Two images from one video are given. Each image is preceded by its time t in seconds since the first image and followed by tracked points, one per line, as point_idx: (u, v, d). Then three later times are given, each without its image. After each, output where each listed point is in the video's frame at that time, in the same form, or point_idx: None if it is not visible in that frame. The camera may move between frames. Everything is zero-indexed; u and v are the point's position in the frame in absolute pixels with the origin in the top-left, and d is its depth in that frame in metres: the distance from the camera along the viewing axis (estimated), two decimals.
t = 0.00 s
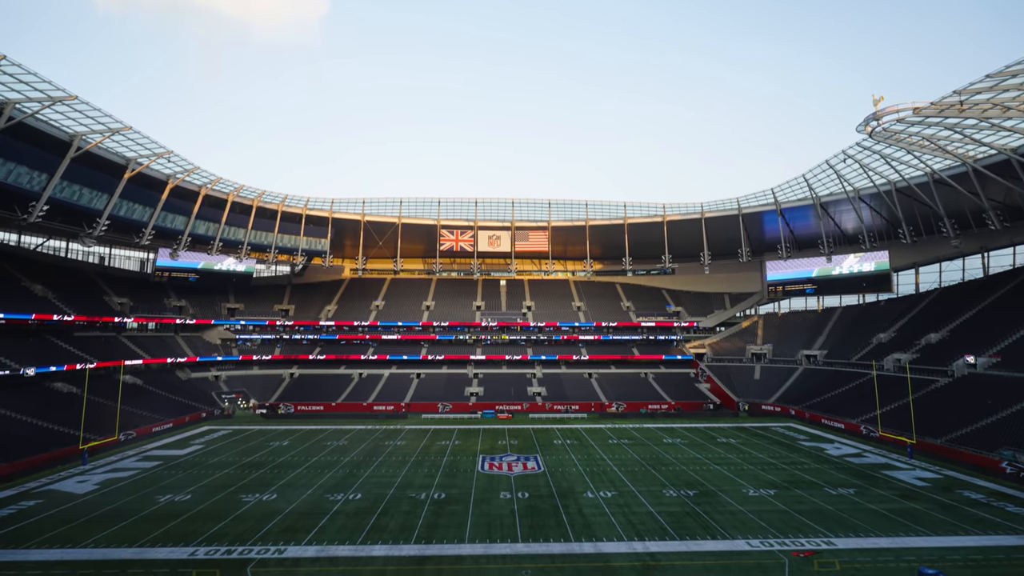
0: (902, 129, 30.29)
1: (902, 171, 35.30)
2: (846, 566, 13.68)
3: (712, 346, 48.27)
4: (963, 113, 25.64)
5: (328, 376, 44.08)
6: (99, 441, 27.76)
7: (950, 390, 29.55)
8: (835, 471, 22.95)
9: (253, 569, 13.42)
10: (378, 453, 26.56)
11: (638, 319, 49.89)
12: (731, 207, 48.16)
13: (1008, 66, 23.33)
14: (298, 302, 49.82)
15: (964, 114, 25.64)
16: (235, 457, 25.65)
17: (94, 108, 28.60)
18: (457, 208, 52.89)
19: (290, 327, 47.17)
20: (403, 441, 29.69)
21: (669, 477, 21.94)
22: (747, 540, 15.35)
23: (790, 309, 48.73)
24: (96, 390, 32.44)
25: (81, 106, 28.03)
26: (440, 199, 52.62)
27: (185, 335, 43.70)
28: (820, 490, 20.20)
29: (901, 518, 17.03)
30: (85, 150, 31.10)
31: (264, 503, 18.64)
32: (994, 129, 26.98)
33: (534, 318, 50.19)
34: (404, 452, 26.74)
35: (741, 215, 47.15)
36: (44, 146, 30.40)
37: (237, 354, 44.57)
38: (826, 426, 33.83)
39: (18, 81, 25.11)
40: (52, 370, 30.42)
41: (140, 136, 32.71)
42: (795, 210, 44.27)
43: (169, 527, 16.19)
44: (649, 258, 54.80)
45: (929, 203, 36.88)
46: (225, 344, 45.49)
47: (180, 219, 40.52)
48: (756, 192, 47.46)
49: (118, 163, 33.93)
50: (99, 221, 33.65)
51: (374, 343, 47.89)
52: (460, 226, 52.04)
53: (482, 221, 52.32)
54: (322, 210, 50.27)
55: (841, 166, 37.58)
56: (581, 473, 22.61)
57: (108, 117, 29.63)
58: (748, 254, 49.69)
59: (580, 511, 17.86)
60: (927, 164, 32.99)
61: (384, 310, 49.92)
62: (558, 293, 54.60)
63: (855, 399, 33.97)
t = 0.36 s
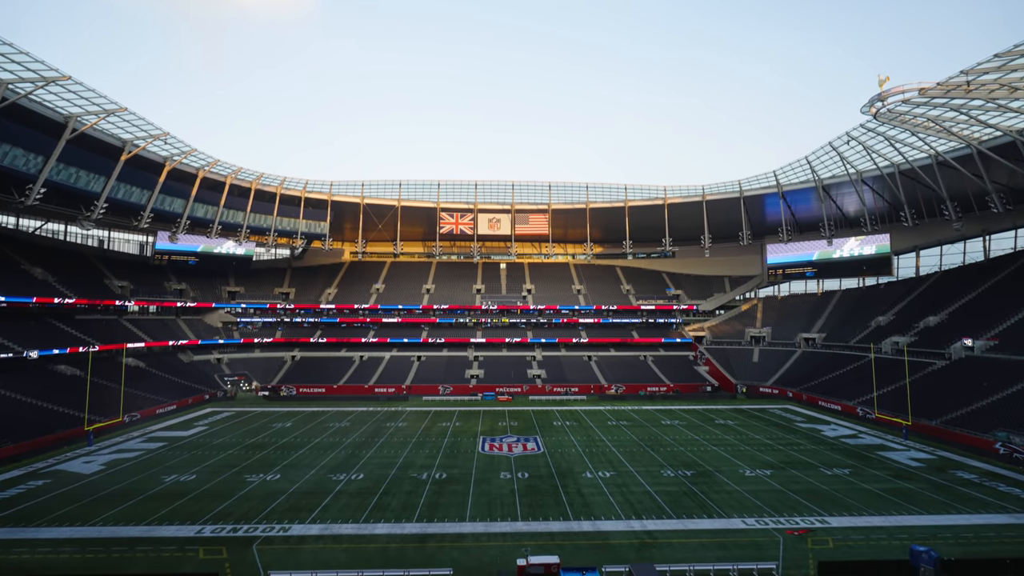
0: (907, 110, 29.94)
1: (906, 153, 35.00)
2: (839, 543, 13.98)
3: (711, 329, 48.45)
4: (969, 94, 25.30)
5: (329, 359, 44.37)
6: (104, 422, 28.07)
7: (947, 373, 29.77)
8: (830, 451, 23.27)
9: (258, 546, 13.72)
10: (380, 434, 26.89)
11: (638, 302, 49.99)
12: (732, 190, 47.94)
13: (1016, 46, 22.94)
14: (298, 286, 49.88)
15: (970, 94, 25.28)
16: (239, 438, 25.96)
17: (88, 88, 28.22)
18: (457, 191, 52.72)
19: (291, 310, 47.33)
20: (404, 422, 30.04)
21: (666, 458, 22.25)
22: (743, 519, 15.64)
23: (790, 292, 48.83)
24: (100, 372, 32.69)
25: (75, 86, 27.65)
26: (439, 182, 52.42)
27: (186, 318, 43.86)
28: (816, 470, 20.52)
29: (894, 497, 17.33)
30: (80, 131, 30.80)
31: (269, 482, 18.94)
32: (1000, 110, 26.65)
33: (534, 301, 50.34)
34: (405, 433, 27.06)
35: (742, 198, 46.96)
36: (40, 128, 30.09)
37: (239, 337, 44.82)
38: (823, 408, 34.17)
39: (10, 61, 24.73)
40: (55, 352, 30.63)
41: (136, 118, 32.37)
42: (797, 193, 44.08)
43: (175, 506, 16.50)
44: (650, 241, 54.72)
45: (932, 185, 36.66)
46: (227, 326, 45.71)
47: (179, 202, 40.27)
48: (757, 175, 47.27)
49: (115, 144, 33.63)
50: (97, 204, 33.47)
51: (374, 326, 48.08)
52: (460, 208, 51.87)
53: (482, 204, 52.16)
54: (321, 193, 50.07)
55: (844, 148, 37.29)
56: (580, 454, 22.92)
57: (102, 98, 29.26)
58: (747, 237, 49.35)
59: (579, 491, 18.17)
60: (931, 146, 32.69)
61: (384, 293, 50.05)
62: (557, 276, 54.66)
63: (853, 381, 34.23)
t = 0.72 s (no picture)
0: (912, 93, 29.59)
1: (909, 137, 34.77)
2: (833, 524, 14.22)
3: (710, 315, 48.57)
4: (975, 77, 24.97)
5: (330, 344, 44.56)
6: (108, 406, 28.32)
7: (944, 358, 29.95)
8: (827, 435, 23.48)
9: (262, 528, 13.93)
10: (381, 418, 27.11)
11: (638, 288, 50.04)
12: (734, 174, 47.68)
13: None
14: (298, 271, 49.90)
15: (977, 77, 24.96)
16: (241, 422, 26.19)
17: (83, 71, 27.87)
18: (457, 176, 52.49)
19: (291, 295, 47.42)
20: (405, 407, 30.32)
21: (664, 441, 22.50)
22: (740, 501, 15.88)
23: (790, 277, 48.84)
24: (102, 357, 32.86)
25: (69, 69, 27.29)
26: (439, 166, 52.13)
27: (186, 304, 43.95)
28: (812, 453, 20.75)
29: (889, 480, 17.54)
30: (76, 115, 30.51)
31: (271, 465, 19.18)
32: (1006, 93, 26.36)
33: (534, 287, 50.39)
34: (406, 417, 27.33)
35: (743, 182, 46.72)
36: (35, 111, 29.80)
37: (240, 322, 44.96)
38: (821, 392, 34.44)
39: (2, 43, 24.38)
40: (58, 338, 30.79)
41: (132, 101, 32.04)
42: (799, 178, 43.85)
43: (180, 488, 16.74)
44: (650, 227, 54.51)
45: (935, 170, 36.45)
46: (227, 312, 45.82)
47: (177, 186, 40.01)
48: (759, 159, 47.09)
49: (111, 129, 33.35)
50: (95, 189, 33.31)
51: (374, 311, 48.18)
52: (460, 193, 51.62)
53: (482, 188, 51.90)
54: (320, 177, 49.80)
55: (847, 132, 37.03)
56: (580, 438, 23.16)
57: (97, 81, 28.90)
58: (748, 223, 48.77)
59: (578, 474, 18.40)
60: (936, 130, 32.43)
61: (384, 279, 50.08)
62: (558, 262, 54.61)
63: (851, 366, 34.42)
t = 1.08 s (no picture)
0: (916, 78, 29.26)
1: (913, 122, 34.51)
2: (828, 508, 14.41)
3: (710, 302, 48.63)
4: (981, 61, 24.67)
5: (330, 331, 44.66)
6: (110, 393, 28.49)
7: (942, 345, 30.06)
8: (825, 421, 23.66)
9: (266, 512, 14.11)
10: (382, 404, 27.31)
11: (638, 275, 50.04)
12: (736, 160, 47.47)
13: None
14: (298, 258, 49.88)
15: (983, 62, 24.65)
16: (243, 408, 26.37)
17: (76, 55, 27.50)
18: (457, 162, 52.33)
19: (291, 283, 47.48)
20: (406, 393, 30.56)
21: (663, 427, 22.71)
22: (737, 485, 16.07)
23: (790, 265, 48.81)
24: (104, 344, 32.99)
25: (63, 53, 26.93)
26: (439, 152, 51.93)
27: (187, 291, 43.98)
28: (809, 439, 20.91)
29: (885, 465, 17.72)
30: (71, 100, 30.22)
31: (273, 451, 19.35)
32: (1012, 78, 26.07)
33: (534, 274, 50.44)
34: (407, 404, 27.55)
35: (745, 169, 46.53)
36: (30, 96, 29.48)
37: (240, 309, 45.04)
38: (819, 379, 34.63)
39: None
40: (59, 325, 30.88)
41: (127, 86, 31.70)
42: (801, 165, 43.70)
43: (184, 474, 16.91)
44: (650, 214, 54.30)
45: (938, 156, 36.22)
46: (227, 299, 45.89)
47: (175, 173, 39.75)
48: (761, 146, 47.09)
49: (107, 114, 33.07)
50: (92, 175, 33.15)
51: (374, 298, 48.27)
52: (460, 179, 51.43)
53: (481, 174, 51.73)
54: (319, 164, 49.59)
55: (850, 117, 36.80)
56: (579, 423, 23.36)
57: (91, 66, 28.56)
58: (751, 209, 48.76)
59: (577, 459, 18.58)
60: (939, 115, 32.17)
61: (384, 266, 50.10)
62: (558, 249, 54.60)
63: (849, 352, 34.57)
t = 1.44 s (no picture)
0: (920, 65, 29.01)
1: (916, 110, 34.32)
2: (825, 495, 14.57)
3: (710, 291, 48.65)
4: (985, 48, 24.45)
5: (330, 320, 44.73)
6: (112, 381, 28.63)
7: (941, 334, 30.16)
8: (823, 409, 23.82)
9: (268, 498, 14.27)
10: (383, 393, 27.47)
11: (638, 264, 50.06)
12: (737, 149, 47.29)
13: None
14: (298, 247, 49.81)
15: (987, 48, 24.43)
16: (244, 397, 26.50)
17: (70, 41, 27.17)
18: (456, 150, 52.17)
19: (291, 272, 47.50)
20: (406, 381, 30.73)
21: (662, 415, 22.86)
22: (734, 472, 16.22)
23: (790, 254, 48.79)
24: (105, 333, 33.07)
25: (57, 39, 26.61)
26: (438, 141, 51.73)
27: (186, 280, 43.98)
28: (807, 427, 21.05)
29: (882, 452, 17.88)
30: (67, 87, 29.93)
31: (275, 439, 19.49)
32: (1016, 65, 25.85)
33: (534, 264, 50.45)
34: (408, 392, 27.71)
35: (746, 157, 46.35)
36: (25, 84, 29.18)
37: (240, 298, 45.08)
38: (818, 367, 34.78)
39: None
40: (59, 314, 30.92)
41: (123, 73, 31.38)
42: (802, 153, 43.61)
43: (186, 461, 17.06)
44: (650, 203, 53.69)
45: (940, 145, 36.06)
46: (227, 288, 45.90)
47: (173, 162, 39.50)
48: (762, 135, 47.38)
49: (103, 102, 32.78)
50: (90, 164, 32.95)
51: (374, 287, 48.30)
52: (459, 168, 51.22)
53: (481, 163, 51.52)
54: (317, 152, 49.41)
55: (853, 105, 36.61)
56: (579, 412, 23.51)
57: (86, 52, 28.24)
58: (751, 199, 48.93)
59: (576, 447, 18.72)
60: (943, 103, 31.95)
61: (384, 255, 50.07)
62: (558, 238, 54.53)
63: (848, 341, 34.68)
